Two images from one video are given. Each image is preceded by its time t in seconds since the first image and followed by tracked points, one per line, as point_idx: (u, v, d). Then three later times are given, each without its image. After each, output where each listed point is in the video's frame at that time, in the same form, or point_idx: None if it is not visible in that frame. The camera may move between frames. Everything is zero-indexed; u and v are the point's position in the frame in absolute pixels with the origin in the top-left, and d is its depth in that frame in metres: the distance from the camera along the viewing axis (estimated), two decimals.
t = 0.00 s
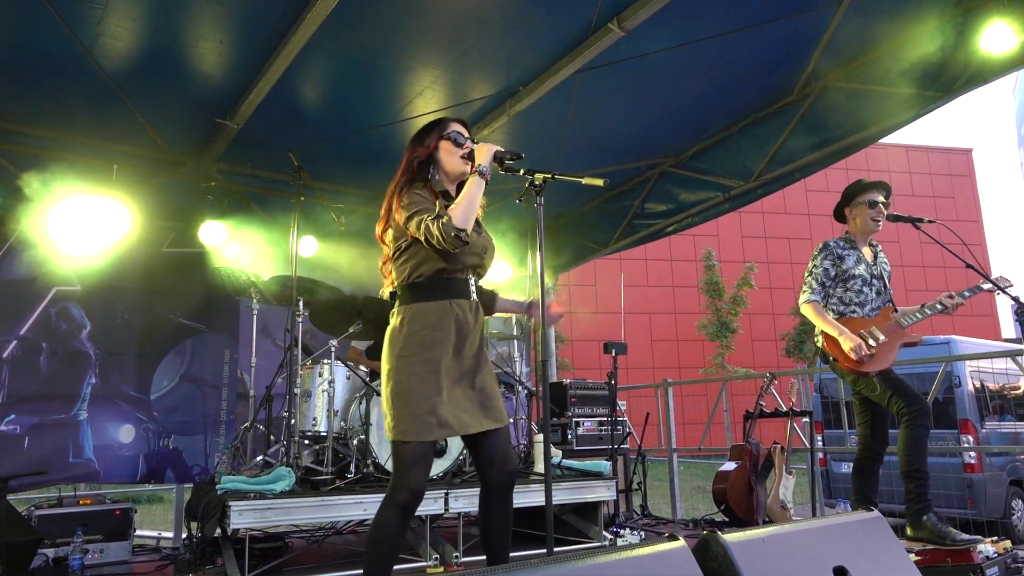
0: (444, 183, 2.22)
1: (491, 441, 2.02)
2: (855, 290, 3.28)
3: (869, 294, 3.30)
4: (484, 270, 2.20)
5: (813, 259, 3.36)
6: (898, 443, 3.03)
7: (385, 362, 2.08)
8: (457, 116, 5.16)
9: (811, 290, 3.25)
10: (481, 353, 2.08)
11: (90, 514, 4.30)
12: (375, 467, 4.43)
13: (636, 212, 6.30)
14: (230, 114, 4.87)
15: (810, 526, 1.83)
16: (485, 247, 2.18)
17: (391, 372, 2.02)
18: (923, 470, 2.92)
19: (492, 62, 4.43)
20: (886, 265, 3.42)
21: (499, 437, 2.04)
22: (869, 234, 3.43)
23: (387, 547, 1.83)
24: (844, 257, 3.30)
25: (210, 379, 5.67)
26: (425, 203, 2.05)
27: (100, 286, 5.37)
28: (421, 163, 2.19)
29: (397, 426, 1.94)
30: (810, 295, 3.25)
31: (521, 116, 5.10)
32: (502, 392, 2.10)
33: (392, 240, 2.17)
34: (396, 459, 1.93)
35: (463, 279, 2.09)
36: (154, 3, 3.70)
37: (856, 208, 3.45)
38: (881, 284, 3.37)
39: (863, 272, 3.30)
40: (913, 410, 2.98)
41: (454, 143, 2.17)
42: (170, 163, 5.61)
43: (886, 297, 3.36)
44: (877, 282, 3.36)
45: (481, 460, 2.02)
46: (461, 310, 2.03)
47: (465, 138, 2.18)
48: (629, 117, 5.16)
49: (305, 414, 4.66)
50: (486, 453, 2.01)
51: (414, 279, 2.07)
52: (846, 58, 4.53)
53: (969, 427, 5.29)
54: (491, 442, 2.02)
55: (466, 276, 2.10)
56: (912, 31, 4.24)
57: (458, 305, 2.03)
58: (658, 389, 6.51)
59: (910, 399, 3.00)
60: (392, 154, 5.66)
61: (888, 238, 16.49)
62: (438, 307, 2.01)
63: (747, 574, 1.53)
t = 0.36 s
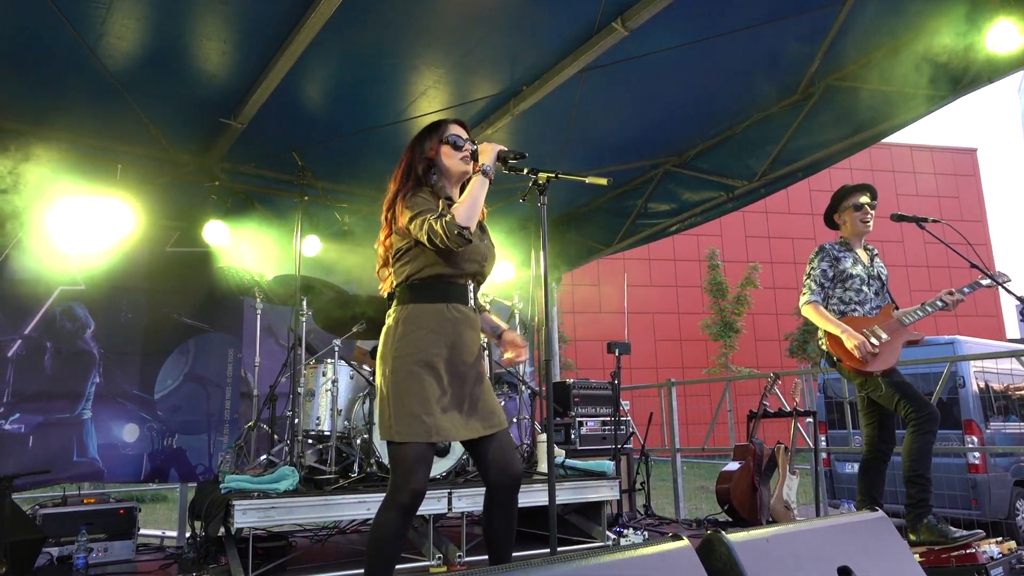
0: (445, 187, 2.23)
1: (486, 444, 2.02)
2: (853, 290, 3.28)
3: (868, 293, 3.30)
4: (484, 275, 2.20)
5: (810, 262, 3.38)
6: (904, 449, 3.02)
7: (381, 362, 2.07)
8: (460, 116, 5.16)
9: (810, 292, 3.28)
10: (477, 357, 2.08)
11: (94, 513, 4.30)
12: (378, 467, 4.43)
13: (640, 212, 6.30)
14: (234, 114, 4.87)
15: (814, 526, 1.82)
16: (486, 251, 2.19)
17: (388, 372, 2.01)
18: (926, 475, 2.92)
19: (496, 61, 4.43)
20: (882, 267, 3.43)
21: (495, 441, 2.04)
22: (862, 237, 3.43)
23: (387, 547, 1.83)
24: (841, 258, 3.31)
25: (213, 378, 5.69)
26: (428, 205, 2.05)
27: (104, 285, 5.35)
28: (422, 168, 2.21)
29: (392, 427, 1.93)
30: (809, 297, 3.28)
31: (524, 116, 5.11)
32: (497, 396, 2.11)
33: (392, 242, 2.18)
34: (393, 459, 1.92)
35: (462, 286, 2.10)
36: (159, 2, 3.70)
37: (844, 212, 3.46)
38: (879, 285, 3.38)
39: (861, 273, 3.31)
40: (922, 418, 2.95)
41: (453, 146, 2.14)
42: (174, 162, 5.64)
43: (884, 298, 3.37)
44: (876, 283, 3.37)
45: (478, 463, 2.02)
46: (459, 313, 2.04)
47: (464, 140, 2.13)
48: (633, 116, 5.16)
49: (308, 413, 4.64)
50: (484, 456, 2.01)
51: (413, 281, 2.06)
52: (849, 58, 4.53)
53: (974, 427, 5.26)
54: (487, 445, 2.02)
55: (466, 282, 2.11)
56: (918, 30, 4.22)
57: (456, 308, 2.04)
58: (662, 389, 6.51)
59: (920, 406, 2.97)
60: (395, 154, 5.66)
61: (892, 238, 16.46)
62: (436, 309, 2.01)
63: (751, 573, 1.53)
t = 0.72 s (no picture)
0: (452, 191, 2.23)
1: (502, 447, 2.02)
2: (855, 290, 3.29)
3: (869, 294, 3.31)
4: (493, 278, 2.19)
5: (810, 265, 3.41)
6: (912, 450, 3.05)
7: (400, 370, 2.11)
8: (463, 116, 5.16)
9: (814, 293, 3.29)
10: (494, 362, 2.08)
11: (97, 512, 4.32)
12: (381, 466, 4.42)
13: (643, 211, 6.30)
14: (238, 114, 4.88)
15: (819, 527, 1.82)
16: (493, 254, 2.18)
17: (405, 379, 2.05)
18: (931, 477, 2.95)
19: (499, 61, 4.43)
20: (881, 268, 3.43)
21: (509, 444, 2.04)
22: (853, 243, 3.45)
23: (398, 548, 1.83)
24: (840, 260, 3.34)
25: (217, 378, 5.70)
26: (433, 208, 2.04)
27: (108, 284, 5.36)
28: (427, 171, 2.20)
29: (409, 432, 1.96)
30: (814, 297, 3.28)
31: (527, 116, 5.11)
32: (513, 399, 2.10)
33: (399, 248, 2.16)
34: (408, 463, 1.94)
35: (471, 289, 2.08)
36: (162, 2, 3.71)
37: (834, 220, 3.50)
38: (881, 285, 3.37)
39: (861, 274, 3.32)
40: (929, 420, 2.96)
41: (462, 146, 2.18)
42: (177, 162, 5.65)
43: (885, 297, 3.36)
44: (878, 284, 3.37)
45: (486, 466, 2.01)
46: (473, 317, 2.04)
47: (473, 141, 2.19)
48: (635, 116, 5.15)
49: (312, 413, 4.67)
50: (497, 458, 2.00)
51: (421, 287, 2.07)
52: (853, 57, 4.50)
53: (977, 427, 5.31)
54: (502, 449, 2.02)
55: (475, 283, 2.09)
56: (920, 30, 4.19)
57: (470, 312, 2.04)
58: (664, 389, 6.51)
59: (925, 405, 2.98)
60: (398, 154, 5.66)
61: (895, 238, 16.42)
62: (449, 314, 2.02)
63: (757, 575, 1.53)
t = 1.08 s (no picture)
0: (450, 186, 2.24)
1: (494, 444, 2.02)
2: (868, 288, 3.28)
3: (881, 292, 3.31)
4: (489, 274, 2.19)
5: (826, 257, 3.35)
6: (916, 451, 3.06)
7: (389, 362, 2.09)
8: (464, 114, 5.17)
9: (825, 288, 3.24)
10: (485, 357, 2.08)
11: (99, 510, 4.32)
12: (382, 464, 4.42)
13: (645, 210, 6.31)
14: (240, 112, 4.88)
15: (820, 526, 1.82)
16: (490, 250, 2.18)
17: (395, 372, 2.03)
18: (935, 478, 2.96)
19: (501, 60, 4.43)
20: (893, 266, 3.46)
21: (502, 441, 2.04)
22: (876, 236, 3.45)
23: (393, 546, 1.83)
24: (857, 255, 3.30)
25: (219, 376, 5.71)
26: (431, 204, 2.04)
27: (110, 283, 5.37)
28: (427, 165, 2.21)
29: (399, 426, 1.95)
30: (824, 292, 3.24)
31: (529, 115, 5.10)
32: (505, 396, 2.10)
33: (397, 241, 2.17)
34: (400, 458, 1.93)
35: (466, 283, 2.09)
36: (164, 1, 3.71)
37: (863, 209, 3.46)
38: (892, 284, 3.39)
39: (876, 271, 3.31)
40: (938, 422, 2.96)
41: (457, 144, 2.16)
42: (180, 161, 5.66)
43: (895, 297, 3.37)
44: (889, 283, 3.37)
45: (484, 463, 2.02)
46: (465, 312, 2.03)
47: (468, 139, 2.15)
48: (638, 115, 5.15)
49: (313, 412, 4.69)
50: (490, 456, 2.01)
51: (416, 282, 2.07)
52: (856, 55, 4.47)
53: (979, 427, 5.29)
54: (495, 445, 2.02)
55: (470, 279, 2.09)
56: (921, 30, 4.16)
57: (462, 308, 2.03)
58: (666, 388, 6.50)
59: (934, 407, 2.98)
60: (400, 152, 5.66)
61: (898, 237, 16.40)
62: (442, 309, 2.01)
63: (758, 573, 1.52)
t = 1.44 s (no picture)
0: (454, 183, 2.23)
1: (494, 441, 2.03)
2: (879, 275, 3.29)
3: (890, 281, 3.32)
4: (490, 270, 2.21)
5: (838, 241, 3.34)
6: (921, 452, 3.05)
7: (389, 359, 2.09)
8: (465, 112, 5.16)
9: (839, 271, 3.22)
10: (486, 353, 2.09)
11: (99, 506, 4.33)
12: (382, 462, 4.43)
13: (646, 208, 6.32)
14: (241, 109, 4.88)
15: (819, 524, 1.82)
16: (492, 246, 2.18)
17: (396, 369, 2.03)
18: (939, 480, 2.95)
19: (502, 58, 4.43)
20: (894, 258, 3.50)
21: (503, 436, 2.05)
22: (881, 227, 3.45)
23: (394, 541, 1.83)
24: (868, 241, 3.32)
25: (219, 373, 5.72)
26: (435, 202, 2.04)
27: (110, 279, 5.36)
28: (430, 161, 2.19)
29: (401, 422, 1.95)
30: (840, 275, 3.21)
31: (530, 113, 5.10)
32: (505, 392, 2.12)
33: (399, 236, 2.16)
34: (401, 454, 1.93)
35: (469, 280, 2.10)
36: None
37: (871, 199, 3.46)
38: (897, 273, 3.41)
39: (884, 259, 3.33)
40: (946, 423, 2.96)
41: (466, 142, 2.19)
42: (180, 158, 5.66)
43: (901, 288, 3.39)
44: (896, 272, 3.40)
45: (483, 460, 2.02)
46: (466, 309, 2.04)
47: (477, 137, 2.20)
48: (639, 113, 5.15)
49: (313, 409, 4.66)
50: (489, 453, 2.02)
51: (418, 278, 2.07)
52: (858, 54, 4.46)
53: (978, 426, 5.36)
54: (495, 441, 2.03)
55: (472, 276, 2.10)
56: (924, 28, 4.15)
57: (463, 304, 2.04)
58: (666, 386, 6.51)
59: (942, 408, 2.99)
60: (401, 150, 5.66)
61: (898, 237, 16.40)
62: (442, 306, 2.02)
63: (756, 571, 1.53)
